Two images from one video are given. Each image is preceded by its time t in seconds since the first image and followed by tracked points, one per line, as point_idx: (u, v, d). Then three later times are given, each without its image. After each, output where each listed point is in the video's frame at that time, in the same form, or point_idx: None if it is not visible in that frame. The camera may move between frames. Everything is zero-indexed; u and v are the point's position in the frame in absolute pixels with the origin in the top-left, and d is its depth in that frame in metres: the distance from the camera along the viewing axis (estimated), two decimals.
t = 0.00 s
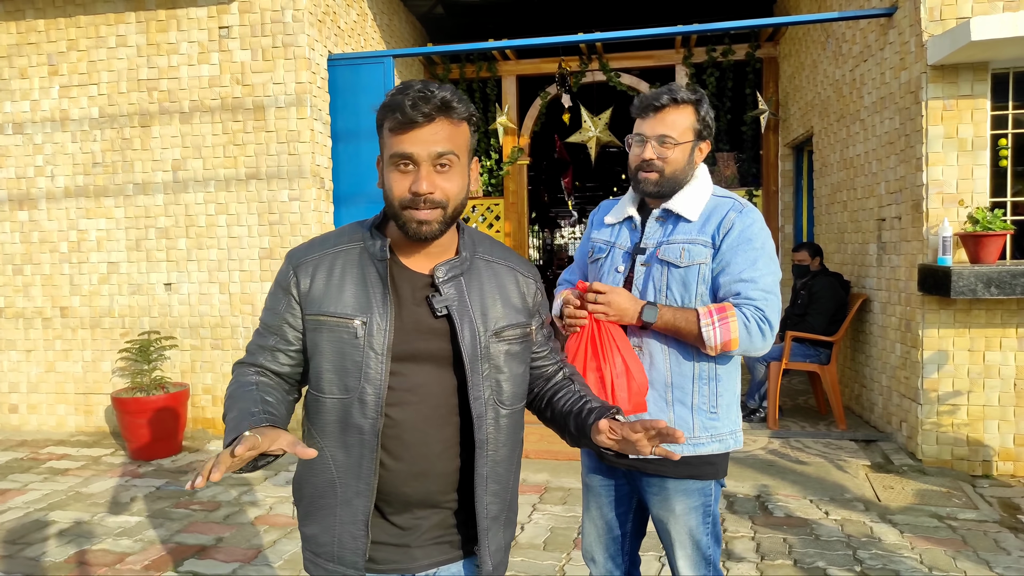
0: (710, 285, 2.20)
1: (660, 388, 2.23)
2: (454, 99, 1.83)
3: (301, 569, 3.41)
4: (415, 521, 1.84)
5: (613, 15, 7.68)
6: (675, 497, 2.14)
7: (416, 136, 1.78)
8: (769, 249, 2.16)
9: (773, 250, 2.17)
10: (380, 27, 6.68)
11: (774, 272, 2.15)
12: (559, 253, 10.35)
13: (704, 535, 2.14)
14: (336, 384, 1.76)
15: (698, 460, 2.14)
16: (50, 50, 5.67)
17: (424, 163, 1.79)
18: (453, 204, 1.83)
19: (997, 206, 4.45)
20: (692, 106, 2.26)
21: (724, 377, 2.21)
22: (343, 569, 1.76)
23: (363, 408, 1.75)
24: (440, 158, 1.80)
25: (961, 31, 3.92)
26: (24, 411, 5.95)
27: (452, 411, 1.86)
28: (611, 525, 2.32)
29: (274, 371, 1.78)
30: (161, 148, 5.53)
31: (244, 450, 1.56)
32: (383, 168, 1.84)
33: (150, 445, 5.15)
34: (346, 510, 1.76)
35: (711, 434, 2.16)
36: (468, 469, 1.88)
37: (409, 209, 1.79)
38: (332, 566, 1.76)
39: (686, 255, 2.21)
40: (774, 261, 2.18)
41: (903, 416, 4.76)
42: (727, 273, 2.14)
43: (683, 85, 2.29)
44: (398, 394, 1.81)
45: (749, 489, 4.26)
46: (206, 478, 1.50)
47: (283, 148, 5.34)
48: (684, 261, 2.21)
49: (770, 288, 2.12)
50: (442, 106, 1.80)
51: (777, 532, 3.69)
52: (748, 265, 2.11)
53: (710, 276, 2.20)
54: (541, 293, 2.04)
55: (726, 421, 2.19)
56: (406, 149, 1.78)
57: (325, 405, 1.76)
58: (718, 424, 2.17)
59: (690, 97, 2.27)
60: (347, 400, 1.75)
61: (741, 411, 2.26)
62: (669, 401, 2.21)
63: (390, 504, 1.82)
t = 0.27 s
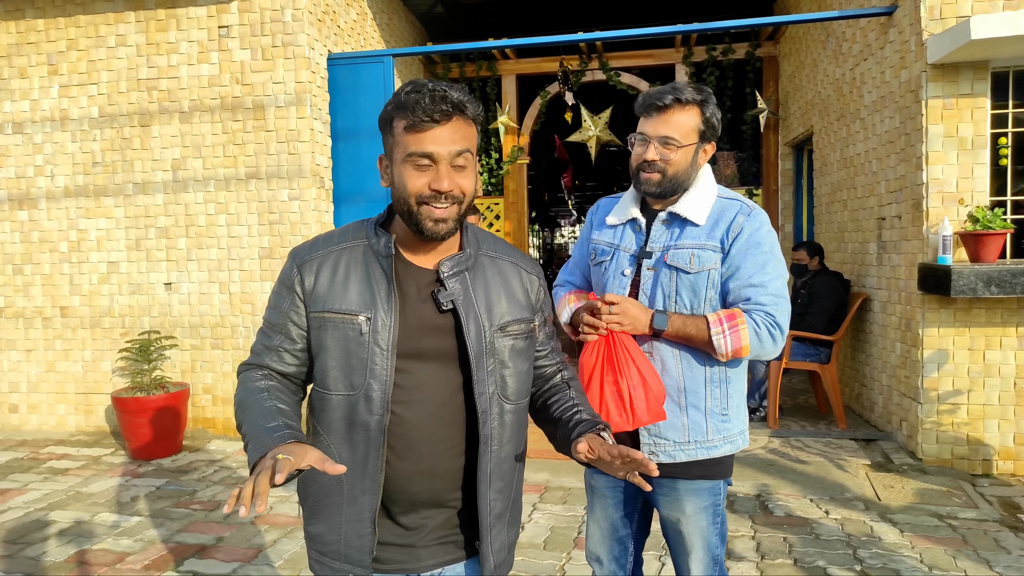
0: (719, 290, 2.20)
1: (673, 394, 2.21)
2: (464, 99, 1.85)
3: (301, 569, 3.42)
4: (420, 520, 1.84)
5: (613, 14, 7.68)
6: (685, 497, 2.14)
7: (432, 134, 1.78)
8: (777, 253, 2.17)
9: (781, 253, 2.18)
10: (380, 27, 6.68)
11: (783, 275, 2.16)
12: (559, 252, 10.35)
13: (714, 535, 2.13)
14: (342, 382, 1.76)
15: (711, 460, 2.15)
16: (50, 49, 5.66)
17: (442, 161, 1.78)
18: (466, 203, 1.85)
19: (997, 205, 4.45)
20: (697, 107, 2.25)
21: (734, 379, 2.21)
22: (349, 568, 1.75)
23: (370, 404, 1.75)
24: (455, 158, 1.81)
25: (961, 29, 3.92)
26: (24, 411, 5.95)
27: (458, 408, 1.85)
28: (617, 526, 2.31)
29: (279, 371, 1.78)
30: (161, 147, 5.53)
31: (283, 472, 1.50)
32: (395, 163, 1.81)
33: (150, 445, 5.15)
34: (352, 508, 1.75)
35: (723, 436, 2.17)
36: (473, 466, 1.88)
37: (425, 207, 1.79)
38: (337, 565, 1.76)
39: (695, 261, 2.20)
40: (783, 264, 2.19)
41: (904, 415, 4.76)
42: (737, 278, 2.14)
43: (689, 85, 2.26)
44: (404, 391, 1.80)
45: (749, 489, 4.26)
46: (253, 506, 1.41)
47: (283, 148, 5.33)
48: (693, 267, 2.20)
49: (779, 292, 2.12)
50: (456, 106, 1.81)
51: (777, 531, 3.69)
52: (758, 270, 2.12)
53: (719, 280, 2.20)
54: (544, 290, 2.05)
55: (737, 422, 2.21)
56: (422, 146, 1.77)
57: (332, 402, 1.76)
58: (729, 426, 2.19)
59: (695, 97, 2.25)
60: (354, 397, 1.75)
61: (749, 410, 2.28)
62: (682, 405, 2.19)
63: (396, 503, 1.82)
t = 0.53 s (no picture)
0: (729, 302, 2.21)
1: (683, 405, 2.20)
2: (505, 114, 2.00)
3: (300, 571, 3.41)
4: (433, 522, 1.84)
5: (612, 16, 7.69)
6: (695, 503, 2.15)
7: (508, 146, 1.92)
8: (788, 264, 2.16)
9: (791, 264, 2.18)
10: (380, 29, 6.69)
11: (793, 286, 2.16)
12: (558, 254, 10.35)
13: (721, 539, 2.16)
14: (355, 384, 1.75)
15: (724, 468, 2.17)
16: (49, 51, 5.67)
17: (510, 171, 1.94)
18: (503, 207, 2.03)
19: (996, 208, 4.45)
20: (706, 114, 2.23)
21: (743, 388, 2.23)
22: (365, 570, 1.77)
23: (384, 405, 1.75)
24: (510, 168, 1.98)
25: (960, 33, 3.92)
26: (23, 412, 5.95)
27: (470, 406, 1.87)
28: (620, 530, 2.31)
29: (287, 378, 1.75)
30: (161, 149, 5.53)
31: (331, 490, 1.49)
32: (476, 168, 1.83)
33: (149, 447, 5.15)
34: (367, 511, 1.76)
35: (733, 444, 2.19)
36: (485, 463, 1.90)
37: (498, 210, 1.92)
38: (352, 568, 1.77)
39: (706, 274, 2.19)
40: (793, 275, 2.19)
41: (903, 418, 4.77)
42: (747, 290, 2.14)
43: (700, 90, 2.23)
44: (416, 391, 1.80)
45: (748, 491, 4.26)
46: (323, 533, 1.42)
47: (283, 149, 5.33)
48: (704, 281, 2.20)
49: (790, 305, 2.12)
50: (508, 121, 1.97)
51: (776, 534, 3.69)
52: (768, 283, 2.12)
53: (729, 293, 2.20)
54: (538, 283, 2.14)
55: (744, 430, 2.23)
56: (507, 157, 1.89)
57: (344, 405, 1.75)
58: (738, 434, 2.21)
59: (705, 105, 2.23)
60: (367, 398, 1.75)
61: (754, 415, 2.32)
62: (693, 417, 2.18)
63: (412, 506, 1.82)
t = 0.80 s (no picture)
0: (729, 309, 2.21)
1: (685, 411, 2.20)
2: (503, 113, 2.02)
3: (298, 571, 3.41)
4: (455, 521, 1.88)
5: (611, 17, 7.69)
6: (698, 504, 2.15)
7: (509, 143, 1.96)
8: (789, 270, 2.16)
9: (793, 269, 2.17)
10: (378, 29, 6.69)
11: (795, 293, 2.15)
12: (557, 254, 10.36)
13: (723, 540, 2.16)
14: (380, 384, 1.73)
15: (728, 471, 2.17)
16: (47, 51, 5.66)
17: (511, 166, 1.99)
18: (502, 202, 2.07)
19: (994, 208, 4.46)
20: (708, 117, 2.22)
21: (745, 391, 2.23)
22: None
23: (411, 403, 1.75)
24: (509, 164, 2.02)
25: (957, 34, 3.93)
26: (20, 412, 5.94)
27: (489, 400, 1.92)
28: (619, 529, 2.31)
29: (304, 382, 1.68)
30: (159, 149, 5.52)
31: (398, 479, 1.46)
32: (484, 166, 1.85)
33: (147, 447, 5.14)
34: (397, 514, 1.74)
35: (736, 447, 2.19)
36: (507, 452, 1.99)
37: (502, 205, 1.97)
38: None
39: (705, 283, 2.20)
40: (795, 281, 2.18)
41: (900, 418, 4.77)
42: (748, 298, 2.14)
43: (702, 90, 2.21)
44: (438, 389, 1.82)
45: (746, 491, 4.27)
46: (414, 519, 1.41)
47: (281, 149, 5.33)
48: (703, 289, 2.20)
49: (791, 312, 2.12)
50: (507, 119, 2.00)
51: (774, 534, 3.69)
52: (770, 291, 2.11)
53: (729, 300, 2.20)
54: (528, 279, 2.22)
55: (747, 432, 2.24)
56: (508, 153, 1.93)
57: (369, 406, 1.72)
58: (741, 437, 2.21)
59: (706, 106, 2.21)
60: (394, 397, 1.73)
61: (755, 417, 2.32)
62: (695, 422, 2.18)
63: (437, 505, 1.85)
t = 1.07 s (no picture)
0: (725, 308, 2.21)
1: (684, 411, 2.19)
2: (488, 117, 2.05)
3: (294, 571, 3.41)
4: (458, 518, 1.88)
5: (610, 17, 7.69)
6: (698, 504, 2.15)
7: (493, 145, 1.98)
8: (785, 269, 2.16)
9: (789, 268, 2.17)
10: (377, 29, 6.69)
11: (791, 291, 2.15)
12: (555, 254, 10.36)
13: (723, 540, 2.16)
14: (381, 386, 1.72)
15: (729, 470, 2.17)
16: (45, 50, 5.65)
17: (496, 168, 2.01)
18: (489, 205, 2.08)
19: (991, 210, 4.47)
20: (712, 116, 2.20)
21: (743, 390, 2.23)
22: None
23: (413, 403, 1.75)
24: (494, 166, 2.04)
25: (955, 36, 3.93)
26: (17, 411, 5.93)
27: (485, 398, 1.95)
28: (616, 528, 2.31)
29: (306, 387, 1.65)
30: (156, 148, 5.52)
31: (417, 469, 1.48)
32: (470, 167, 1.86)
33: (143, 447, 5.14)
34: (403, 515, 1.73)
35: (737, 446, 2.19)
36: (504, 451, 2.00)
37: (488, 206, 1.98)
38: None
39: (701, 281, 2.20)
40: (791, 280, 2.18)
41: (897, 419, 4.78)
42: (743, 296, 2.14)
43: (709, 92, 2.20)
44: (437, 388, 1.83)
45: (743, 492, 4.27)
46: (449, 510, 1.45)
47: (279, 149, 5.33)
48: (699, 287, 2.20)
49: (787, 310, 2.11)
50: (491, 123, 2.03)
51: (771, 535, 3.69)
52: (765, 289, 2.12)
53: (725, 298, 2.20)
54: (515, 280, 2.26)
55: (747, 431, 2.23)
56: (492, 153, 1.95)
57: (371, 408, 1.71)
58: (741, 436, 2.21)
59: (713, 107, 2.20)
60: (395, 398, 1.73)
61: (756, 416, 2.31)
62: (694, 422, 2.18)
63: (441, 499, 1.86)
